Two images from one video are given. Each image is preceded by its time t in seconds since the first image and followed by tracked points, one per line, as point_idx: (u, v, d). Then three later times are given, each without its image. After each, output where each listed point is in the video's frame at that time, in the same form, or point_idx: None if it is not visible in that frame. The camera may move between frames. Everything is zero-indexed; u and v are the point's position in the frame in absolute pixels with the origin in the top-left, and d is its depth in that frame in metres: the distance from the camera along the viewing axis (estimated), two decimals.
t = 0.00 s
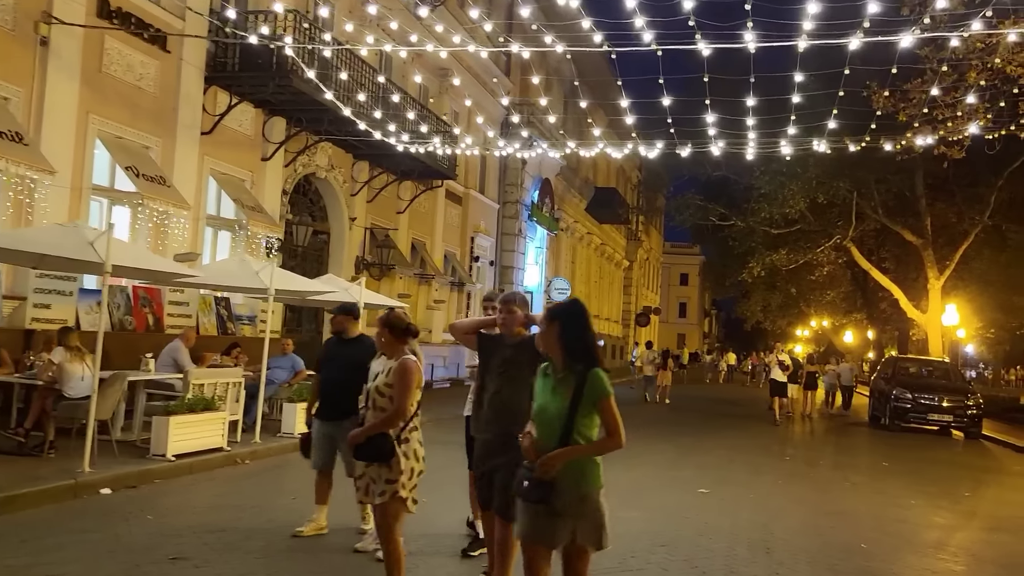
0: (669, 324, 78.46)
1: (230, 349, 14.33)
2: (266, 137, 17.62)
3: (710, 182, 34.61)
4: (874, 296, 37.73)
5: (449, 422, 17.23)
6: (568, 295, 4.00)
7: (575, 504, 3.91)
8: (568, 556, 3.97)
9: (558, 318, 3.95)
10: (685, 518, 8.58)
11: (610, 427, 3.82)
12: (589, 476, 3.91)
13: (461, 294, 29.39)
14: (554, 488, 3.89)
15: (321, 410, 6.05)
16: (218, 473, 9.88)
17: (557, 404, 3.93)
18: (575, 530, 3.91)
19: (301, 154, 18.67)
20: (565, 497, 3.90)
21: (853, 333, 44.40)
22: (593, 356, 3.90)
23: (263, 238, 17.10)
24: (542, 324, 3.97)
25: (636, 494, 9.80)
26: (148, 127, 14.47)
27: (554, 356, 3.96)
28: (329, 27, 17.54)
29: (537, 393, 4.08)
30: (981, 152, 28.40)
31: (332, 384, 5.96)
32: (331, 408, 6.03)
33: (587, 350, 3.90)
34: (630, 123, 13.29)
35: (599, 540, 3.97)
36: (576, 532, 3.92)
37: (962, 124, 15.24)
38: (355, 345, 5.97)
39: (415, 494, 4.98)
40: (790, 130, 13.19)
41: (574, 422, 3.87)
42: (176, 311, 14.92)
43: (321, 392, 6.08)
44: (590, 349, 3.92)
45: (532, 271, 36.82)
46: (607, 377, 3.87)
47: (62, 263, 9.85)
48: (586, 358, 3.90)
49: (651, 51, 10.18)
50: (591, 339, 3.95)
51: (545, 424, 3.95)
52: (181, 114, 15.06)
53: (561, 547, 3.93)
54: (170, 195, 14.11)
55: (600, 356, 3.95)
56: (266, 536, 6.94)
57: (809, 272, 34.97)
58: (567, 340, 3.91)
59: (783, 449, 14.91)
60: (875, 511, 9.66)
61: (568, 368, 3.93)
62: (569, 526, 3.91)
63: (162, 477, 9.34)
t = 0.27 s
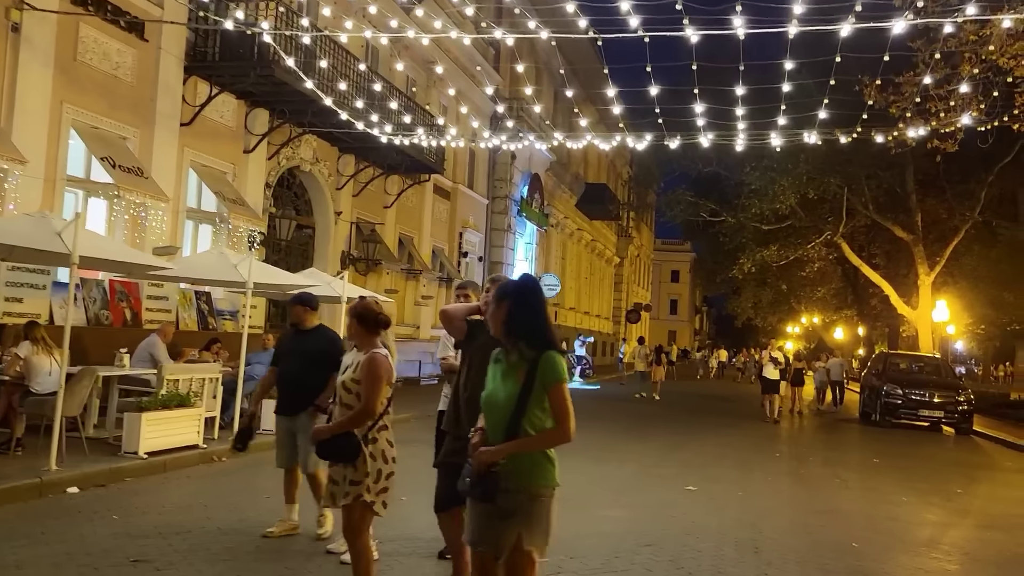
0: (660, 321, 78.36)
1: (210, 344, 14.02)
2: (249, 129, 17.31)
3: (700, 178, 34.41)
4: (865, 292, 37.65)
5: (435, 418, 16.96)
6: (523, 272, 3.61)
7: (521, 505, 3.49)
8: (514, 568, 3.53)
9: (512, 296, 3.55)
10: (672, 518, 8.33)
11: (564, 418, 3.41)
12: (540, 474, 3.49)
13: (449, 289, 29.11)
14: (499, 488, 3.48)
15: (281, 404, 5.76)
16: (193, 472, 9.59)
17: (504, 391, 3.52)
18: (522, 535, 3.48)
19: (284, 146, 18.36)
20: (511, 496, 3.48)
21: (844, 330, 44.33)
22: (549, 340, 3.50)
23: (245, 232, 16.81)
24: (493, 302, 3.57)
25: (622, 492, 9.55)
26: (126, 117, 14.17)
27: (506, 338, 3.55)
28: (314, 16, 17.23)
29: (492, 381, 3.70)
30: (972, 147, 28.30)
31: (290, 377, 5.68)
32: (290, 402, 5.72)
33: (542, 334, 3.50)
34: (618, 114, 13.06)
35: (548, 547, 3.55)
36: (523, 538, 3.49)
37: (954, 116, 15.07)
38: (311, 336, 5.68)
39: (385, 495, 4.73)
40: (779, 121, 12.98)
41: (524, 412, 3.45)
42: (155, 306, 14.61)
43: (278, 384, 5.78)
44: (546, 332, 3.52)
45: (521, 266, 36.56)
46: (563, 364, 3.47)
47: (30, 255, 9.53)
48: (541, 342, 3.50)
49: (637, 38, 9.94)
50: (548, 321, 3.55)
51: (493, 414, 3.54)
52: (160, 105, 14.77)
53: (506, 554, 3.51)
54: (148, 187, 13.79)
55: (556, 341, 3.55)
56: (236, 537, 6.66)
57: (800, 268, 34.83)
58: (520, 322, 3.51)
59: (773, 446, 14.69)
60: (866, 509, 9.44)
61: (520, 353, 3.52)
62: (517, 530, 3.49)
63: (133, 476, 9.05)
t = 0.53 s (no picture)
0: (658, 320, 78.17)
1: (196, 344, 13.73)
2: (238, 125, 17.01)
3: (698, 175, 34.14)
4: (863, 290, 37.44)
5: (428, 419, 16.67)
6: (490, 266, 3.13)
7: (472, 539, 3.02)
8: None
9: (473, 294, 3.09)
10: (667, 525, 8.05)
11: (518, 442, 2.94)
12: (491, 504, 3.02)
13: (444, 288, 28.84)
14: (446, 516, 3.01)
15: (248, 410, 5.70)
16: (173, 477, 9.30)
17: (458, 403, 3.06)
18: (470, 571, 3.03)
19: (274, 143, 18.08)
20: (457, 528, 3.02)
21: (842, 328, 44.14)
22: (512, 347, 3.02)
23: (235, 230, 16.59)
24: (453, 299, 3.12)
25: (615, 498, 9.26)
26: (110, 112, 13.87)
27: (464, 342, 3.09)
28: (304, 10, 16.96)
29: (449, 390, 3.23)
30: (971, 144, 28.07)
31: (258, 381, 5.66)
32: (259, 408, 5.65)
33: (504, 342, 3.02)
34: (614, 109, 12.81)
35: None
36: None
37: (955, 111, 14.83)
38: (279, 338, 5.71)
39: (359, 508, 4.47)
40: (777, 116, 12.73)
41: (474, 430, 2.98)
42: (139, 305, 14.30)
43: (246, 391, 5.73)
44: (510, 339, 3.04)
45: (518, 264, 36.29)
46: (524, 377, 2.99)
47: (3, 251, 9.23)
48: (502, 350, 3.02)
49: (631, 29, 9.67)
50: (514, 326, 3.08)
51: (444, 429, 3.08)
52: (145, 100, 14.47)
53: None
54: (132, 183, 13.50)
55: (522, 350, 3.06)
56: (210, 548, 6.37)
57: (797, 266, 34.58)
58: (479, 325, 3.05)
59: (771, 448, 14.42)
60: (867, 514, 9.17)
61: (478, 361, 3.06)
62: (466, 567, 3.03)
63: (109, 481, 8.75)
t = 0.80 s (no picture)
0: (651, 317, 77.98)
1: (176, 342, 13.44)
2: (220, 119, 16.69)
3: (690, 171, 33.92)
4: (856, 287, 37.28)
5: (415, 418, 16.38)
6: (443, 246, 2.84)
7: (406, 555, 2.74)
8: None
9: (421, 277, 2.80)
10: (655, 528, 7.79)
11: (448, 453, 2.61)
12: (418, 519, 2.72)
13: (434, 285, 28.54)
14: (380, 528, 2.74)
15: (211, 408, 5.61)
16: (147, 479, 9.02)
17: (397, 402, 2.77)
18: None
19: (259, 137, 17.77)
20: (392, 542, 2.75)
21: (835, 325, 44.00)
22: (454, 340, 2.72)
23: (218, 225, 16.41)
24: (398, 281, 2.84)
25: (602, 499, 9.00)
26: (88, 105, 13.55)
27: (407, 330, 2.81)
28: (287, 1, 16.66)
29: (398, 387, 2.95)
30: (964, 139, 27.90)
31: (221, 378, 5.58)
32: (221, 406, 5.55)
33: (448, 334, 2.72)
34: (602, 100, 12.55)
35: None
36: None
37: (949, 104, 14.61)
38: (246, 334, 5.62)
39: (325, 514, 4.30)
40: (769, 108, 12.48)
41: (404, 432, 2.69)
42: (119, 302, 14.01)
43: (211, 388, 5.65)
44: (454, 330, 2.73)
45: (509, 262, 36.02)
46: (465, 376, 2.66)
47: None
48: (445, 344, 2.72)
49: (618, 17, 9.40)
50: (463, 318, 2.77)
51: (384, 430, 2.80)
52: (124, 92, 14.17)
53: None
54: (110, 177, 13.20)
55: (470, 346, 2.75)
56: (177, 556, 6.09)
57: (790, 263, 34.38)
58: (423, 311, 2.77)
59: (763, 446, 14.20)
60: (860, 514, 8.95)
61: (419, 354, 2.77)
62: None
63: (80, 484, 8.46)
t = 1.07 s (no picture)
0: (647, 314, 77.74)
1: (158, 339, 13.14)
2: (205, 112, 16.37)
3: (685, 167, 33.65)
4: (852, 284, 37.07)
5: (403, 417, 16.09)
6: (372, 224, 2.48)
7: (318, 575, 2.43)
8: None
9: (346, 262, 2.47)
10: (641, 531, 7.51)
11: (361, 471, 2.27)
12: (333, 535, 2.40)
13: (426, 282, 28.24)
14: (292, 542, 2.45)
15: (170, 411, 5.30)
16: (119, 481, 8.72)
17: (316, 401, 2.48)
18: None
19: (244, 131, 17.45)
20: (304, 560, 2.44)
21: (831, 322, 43.79)
22: (378, 338, 2.37)
23: (203, 221, 16.12)
24: (323, 265, 2.53)
25: (588, 501, 8.72)
26: (66, 98, 13.25)
27: (329, 322, 2.49)
28: None
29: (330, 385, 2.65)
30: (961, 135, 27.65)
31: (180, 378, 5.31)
32: (181, 408, 5.29)
33: (368, 328, 2.40)
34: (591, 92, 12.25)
35: None
36: None
37: (946, 97, 14.33)
38: (209, 331, 5.37)
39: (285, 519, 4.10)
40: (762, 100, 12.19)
41: (317, 442, 2.38)
42: (99, 299, 13.69)
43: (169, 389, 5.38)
44: (380, 325, 2.39)
45: (502, 258, 35.73)
46: (386, 381, 2.31)
47: None
48: (365, 338, 2.40)
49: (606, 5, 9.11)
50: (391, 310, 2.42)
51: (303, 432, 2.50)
52: (105, 85, 13.88)
53: None
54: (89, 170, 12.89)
55: (398, 343, 2.40)
56: (138, 564, 5.79)
57: (786, 259, 34.13)
58: (347, 301, 2.44)
59: (757, 446, 13.92)
60: (856, 517, 8.67)
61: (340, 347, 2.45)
62: None
63: (48, 486, 8.16)
